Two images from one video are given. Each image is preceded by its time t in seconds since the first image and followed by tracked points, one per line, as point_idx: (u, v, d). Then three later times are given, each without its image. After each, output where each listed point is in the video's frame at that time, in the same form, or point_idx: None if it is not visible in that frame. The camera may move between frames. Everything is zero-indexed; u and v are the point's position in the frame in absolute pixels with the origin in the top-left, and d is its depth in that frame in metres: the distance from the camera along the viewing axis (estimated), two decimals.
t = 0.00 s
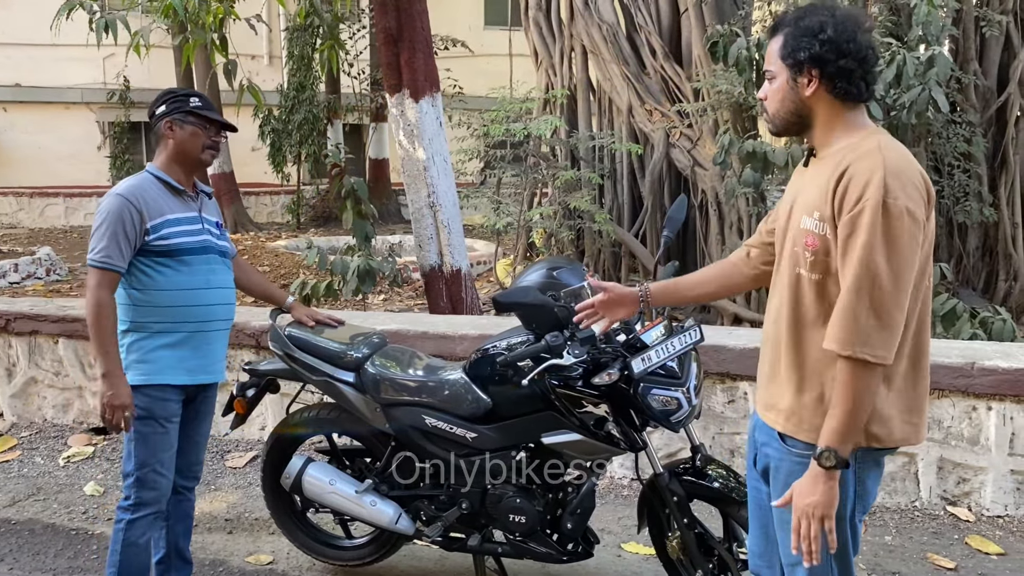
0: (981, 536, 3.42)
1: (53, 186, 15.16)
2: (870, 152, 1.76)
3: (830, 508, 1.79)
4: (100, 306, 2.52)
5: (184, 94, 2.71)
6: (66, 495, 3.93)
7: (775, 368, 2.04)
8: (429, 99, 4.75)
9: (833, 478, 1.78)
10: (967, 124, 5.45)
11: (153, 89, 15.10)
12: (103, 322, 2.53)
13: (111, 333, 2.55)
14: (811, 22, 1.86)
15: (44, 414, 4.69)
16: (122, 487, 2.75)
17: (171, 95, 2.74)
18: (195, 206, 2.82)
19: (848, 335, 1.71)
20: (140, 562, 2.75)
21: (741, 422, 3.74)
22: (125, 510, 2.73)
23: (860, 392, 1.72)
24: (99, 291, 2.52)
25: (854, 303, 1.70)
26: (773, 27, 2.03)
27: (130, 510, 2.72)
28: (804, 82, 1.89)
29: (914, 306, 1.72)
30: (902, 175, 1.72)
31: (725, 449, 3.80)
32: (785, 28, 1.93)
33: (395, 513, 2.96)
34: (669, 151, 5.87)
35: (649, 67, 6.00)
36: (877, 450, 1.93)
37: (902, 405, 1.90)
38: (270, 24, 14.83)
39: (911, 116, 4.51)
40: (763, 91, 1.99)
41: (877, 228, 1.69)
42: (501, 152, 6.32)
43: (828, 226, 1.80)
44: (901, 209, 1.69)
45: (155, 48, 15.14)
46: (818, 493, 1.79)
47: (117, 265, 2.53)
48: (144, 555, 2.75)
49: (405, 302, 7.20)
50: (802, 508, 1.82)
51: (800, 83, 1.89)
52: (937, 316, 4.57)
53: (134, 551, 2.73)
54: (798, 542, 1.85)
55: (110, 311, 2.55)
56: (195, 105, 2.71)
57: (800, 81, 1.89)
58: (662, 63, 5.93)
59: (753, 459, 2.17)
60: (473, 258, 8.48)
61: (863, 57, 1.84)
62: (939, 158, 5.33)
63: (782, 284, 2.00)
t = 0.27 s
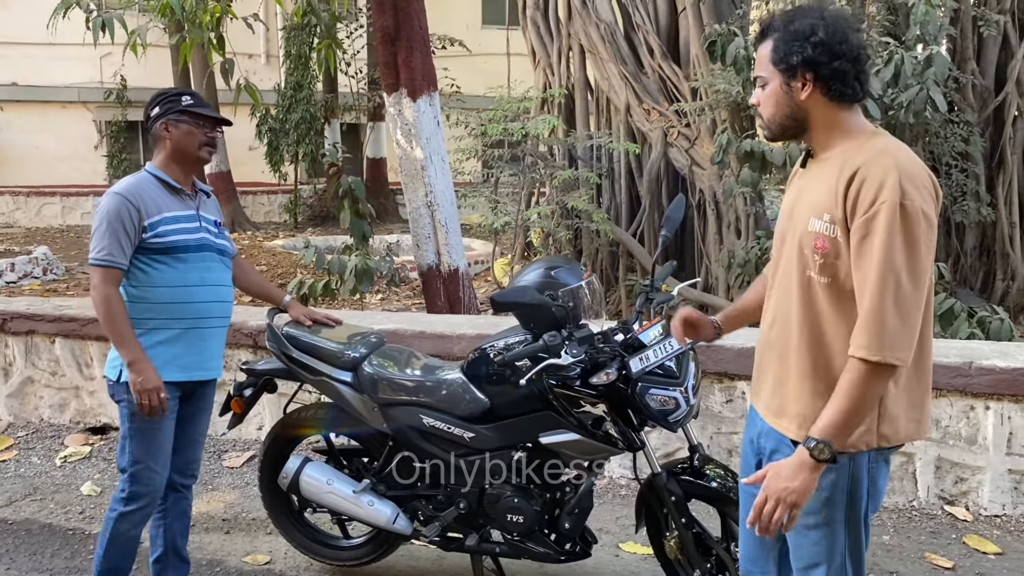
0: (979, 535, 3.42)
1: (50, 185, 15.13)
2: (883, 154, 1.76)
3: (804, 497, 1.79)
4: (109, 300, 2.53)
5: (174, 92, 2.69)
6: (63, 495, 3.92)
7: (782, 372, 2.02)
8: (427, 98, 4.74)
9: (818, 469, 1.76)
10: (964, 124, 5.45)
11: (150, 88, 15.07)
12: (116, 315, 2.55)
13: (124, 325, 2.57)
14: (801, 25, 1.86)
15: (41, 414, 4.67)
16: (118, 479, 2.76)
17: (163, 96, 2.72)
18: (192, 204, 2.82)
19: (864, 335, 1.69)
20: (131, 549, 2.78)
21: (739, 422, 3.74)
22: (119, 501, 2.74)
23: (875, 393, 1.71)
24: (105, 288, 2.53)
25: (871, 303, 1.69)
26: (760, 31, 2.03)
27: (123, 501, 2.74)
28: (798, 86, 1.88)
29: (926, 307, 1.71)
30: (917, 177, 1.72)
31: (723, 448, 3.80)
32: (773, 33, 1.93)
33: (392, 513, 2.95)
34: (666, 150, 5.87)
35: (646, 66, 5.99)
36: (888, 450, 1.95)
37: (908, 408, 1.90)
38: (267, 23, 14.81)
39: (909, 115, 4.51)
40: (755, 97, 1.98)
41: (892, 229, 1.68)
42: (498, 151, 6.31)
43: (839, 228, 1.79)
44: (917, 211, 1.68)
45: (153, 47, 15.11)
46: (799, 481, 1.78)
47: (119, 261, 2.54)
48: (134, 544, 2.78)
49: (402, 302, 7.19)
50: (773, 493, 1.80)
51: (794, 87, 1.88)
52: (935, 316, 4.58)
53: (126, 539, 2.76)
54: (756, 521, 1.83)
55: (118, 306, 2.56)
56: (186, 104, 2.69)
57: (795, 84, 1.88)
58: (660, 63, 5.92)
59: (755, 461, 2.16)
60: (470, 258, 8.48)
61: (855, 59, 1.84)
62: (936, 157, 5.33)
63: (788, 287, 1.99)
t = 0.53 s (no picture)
0: (977, 535, 3.42)
1: (48, 184, 15.10)
2: (868, 153, 1.76)
3: (855, 510, 1.78)
4: (98, 300, 2.54)
5: (161, 92, 2.70)
6: (61, 495, 3.91)
7: (775, 370, 2.03)
8: (425, 97, 4.73)
9: (853, 480, 1.77)
10: (963, 123, 5.44)
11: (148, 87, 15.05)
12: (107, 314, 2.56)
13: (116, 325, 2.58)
14: (808, 21, 1.85)
15: (39, 414, 4.66)
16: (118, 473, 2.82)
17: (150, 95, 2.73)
18: (180, 202, 2.80)
19: (857, 337, 1.70)
20: (132, 528, 2.89)
21: (738, 421, 3.74)
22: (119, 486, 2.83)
23: (871, 394, 1.72)
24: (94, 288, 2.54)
25: (861, 305, 1.69)
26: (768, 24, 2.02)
27: (121, 488, 2.81)
28: (797, 81, 1.88)
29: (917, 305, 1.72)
30: (902, 174, 1.72)
31: (722, 448, 3.80)
32: (779, 25, 1.92)
33: (391, 512, 2.95)
34: (665, 150, 5.86)
35: (645, 65, 5.99)
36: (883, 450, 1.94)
37: (904, 404, 1.91)
38: (265, 22, 14.79)
39: (908, 114, 4.51)
40: (755, 88, 1.98)
41: (879, 228, 1.68)
42: (497, 150, 6.30)
43: (827, 228, 1.79)
44: (903, 209, 1.68)
45: (151, 46, 15.09)
46: (841, 497, 1.78)
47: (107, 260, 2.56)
48: (134, 524, 2.88)
49: (401, 301, 7.18)
50: (829, 516, 1.80)
51: (793, 83, 1.88)
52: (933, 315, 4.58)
53: (127, 520, 2.86)
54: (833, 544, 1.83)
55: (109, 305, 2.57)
56: (173, 103, 2.70)
57: (793, 79, 1.88)
58: (658, 62, 5.92)
59: (751, 458, 2.16)
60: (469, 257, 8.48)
61: (856, 61, 1.84)
62: (935, 156, 5.33)
63: (782, 286, 1.99)
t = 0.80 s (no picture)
0: (977, 534, 3.42)
1: (47, 183, 15.08)
2: (859, 151, 1.76)
3: (843, 510, 1.78)
4: (68, 300, 2.62)
5: (155, 104, 2.73)
6: (60, 494, 3.91)
7: (771, 369, 2.03)
8: (424, 96, 4.73)
9: (843, 479, 1.76)
10: (962, 122, 5.44)
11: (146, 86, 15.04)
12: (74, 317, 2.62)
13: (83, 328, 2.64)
14: (811, 17, 1.85)
15: (38, 413, 4.66)
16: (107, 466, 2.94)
17: (143, 97, 2.75)
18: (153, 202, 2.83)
19: (846, 334, 1.70)
20: (131, 524, 2.98)
21: (738, 420, 3.73)
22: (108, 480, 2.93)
23: (862, 392, 1.71)
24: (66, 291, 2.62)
25: (850, 303, 1.69)
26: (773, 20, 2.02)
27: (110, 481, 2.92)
28: (801, 77, 1.87)
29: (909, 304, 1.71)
30: (892, 172, 1.71)
31: (722, 447, 3.79)
32: (783, 21, 1.91)
33: (391, 512, 2.95)
34: (665, 148, 5.86)
35: (644, 64, 5.98)
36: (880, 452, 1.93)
37: (901, 407, 1.89)
38: (265, 21, 14.77)
39: (908, 113, 4.50)
40: (759, 84, 1.98)
41: (867, 225, 1.68)
42: (496, 149, 6.30)
43: (819, 226, 1.80)
44: (892, 205, 1.68)
45: (150, 45, 15.07)
46: (829, 496, 1.78)
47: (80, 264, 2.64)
48: (132, 519, 2.97)
49: (400, 301, 7.18)
50: (820, 519, 1.79)
51: (796, 78, 1.88)
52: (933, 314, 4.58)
53: (125, 514, 2.95)
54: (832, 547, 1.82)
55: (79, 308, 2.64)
56: (166, 119, 2.74)
57: (797, 76, 1.88)
58: (658, 60, 5.91)
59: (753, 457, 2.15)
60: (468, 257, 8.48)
61: (860, 57, 1.83)
62: (934, 155, 5.33)
63: (777, 286, 1.99)
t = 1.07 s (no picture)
0: (978, 532, 3.42)
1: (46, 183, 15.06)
2: (860, 154, 1.76)
3: (768, 496, 1.84)
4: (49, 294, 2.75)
5: (145, 105, 2.79)
6: (60, 494, 3.90)
7: (775, 363, 2.05)
8: (424, 95, 4.72)
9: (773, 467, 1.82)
10: (962, 120, 5.43)
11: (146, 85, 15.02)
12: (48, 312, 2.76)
13: (55, 324, 2.78)
14: (798, 25, 1.85)
15: (38, 413, 4.65)
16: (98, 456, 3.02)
17: (135, 96, 2.82)
18: (142, 199, 2.92)
19: (810, 333, 1.73)
20: (123, 511, 3.03)
21: (739, 419, 3.73)
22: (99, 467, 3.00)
23: (815, 390, 1.74)
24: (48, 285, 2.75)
25: (820, 303, 1.71)
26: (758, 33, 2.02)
27: (101, 468, 2.99)
28: (802, 85, 1.87)
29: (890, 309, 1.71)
30: (889, 178, 1.71)
31: (722, 446, 3.79)
32: (771, 34, 1.92)
33: (391, 512, 2.94)
34: (665, 147, 5.85)
35: (644, 63, 5.97)
36: (880, 454, 1.93)
37: (898, 411, 1.89)
38: (264, 19, 14.75)
39: (908, 111, 4.49)
40: (760, 100, 1.96)
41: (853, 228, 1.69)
42: (496, 148, 6.29)
43: (815, 227, 1.81)
44: (880, 211, 1.68)
45: (149, 44, 15.06)
46: (759, 479, 1.84)
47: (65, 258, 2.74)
48: (124, 505, 3.03)
49: (400, 300, 7.18)
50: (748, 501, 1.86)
51: (798, 87, 1.87)
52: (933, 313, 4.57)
53: (118, 500, 3.01)
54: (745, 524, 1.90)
55: (57, 303, 2.77)
56: (154, 120, 2.80)
57: (798, 84, 1.87)
58: (658, 59, 5.91)
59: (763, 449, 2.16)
60: (468, 256, 8.47)
61: (856, 54, 1.83)
62: (934, 154, 5.32)
63: (783, 286, 2.00)
